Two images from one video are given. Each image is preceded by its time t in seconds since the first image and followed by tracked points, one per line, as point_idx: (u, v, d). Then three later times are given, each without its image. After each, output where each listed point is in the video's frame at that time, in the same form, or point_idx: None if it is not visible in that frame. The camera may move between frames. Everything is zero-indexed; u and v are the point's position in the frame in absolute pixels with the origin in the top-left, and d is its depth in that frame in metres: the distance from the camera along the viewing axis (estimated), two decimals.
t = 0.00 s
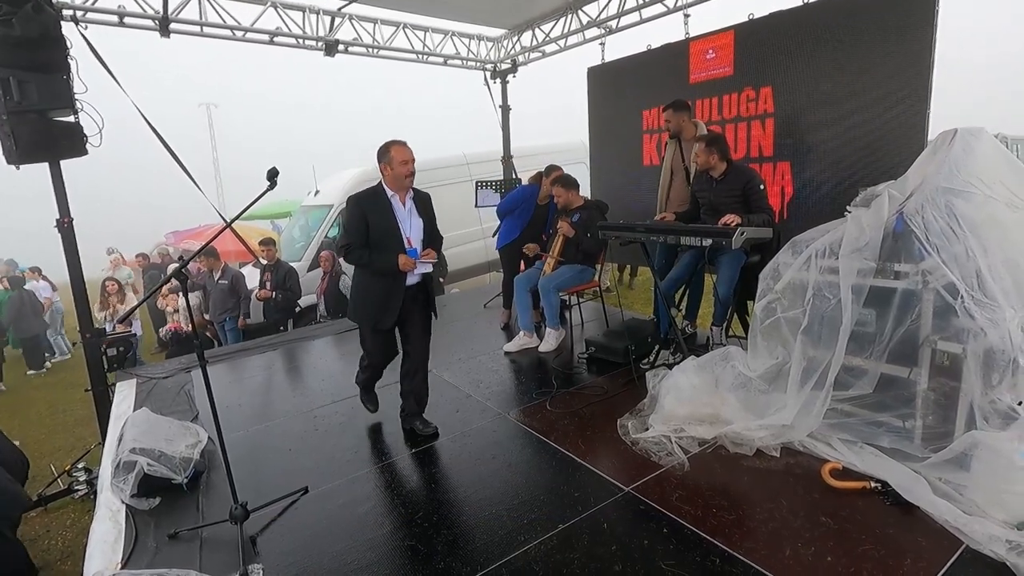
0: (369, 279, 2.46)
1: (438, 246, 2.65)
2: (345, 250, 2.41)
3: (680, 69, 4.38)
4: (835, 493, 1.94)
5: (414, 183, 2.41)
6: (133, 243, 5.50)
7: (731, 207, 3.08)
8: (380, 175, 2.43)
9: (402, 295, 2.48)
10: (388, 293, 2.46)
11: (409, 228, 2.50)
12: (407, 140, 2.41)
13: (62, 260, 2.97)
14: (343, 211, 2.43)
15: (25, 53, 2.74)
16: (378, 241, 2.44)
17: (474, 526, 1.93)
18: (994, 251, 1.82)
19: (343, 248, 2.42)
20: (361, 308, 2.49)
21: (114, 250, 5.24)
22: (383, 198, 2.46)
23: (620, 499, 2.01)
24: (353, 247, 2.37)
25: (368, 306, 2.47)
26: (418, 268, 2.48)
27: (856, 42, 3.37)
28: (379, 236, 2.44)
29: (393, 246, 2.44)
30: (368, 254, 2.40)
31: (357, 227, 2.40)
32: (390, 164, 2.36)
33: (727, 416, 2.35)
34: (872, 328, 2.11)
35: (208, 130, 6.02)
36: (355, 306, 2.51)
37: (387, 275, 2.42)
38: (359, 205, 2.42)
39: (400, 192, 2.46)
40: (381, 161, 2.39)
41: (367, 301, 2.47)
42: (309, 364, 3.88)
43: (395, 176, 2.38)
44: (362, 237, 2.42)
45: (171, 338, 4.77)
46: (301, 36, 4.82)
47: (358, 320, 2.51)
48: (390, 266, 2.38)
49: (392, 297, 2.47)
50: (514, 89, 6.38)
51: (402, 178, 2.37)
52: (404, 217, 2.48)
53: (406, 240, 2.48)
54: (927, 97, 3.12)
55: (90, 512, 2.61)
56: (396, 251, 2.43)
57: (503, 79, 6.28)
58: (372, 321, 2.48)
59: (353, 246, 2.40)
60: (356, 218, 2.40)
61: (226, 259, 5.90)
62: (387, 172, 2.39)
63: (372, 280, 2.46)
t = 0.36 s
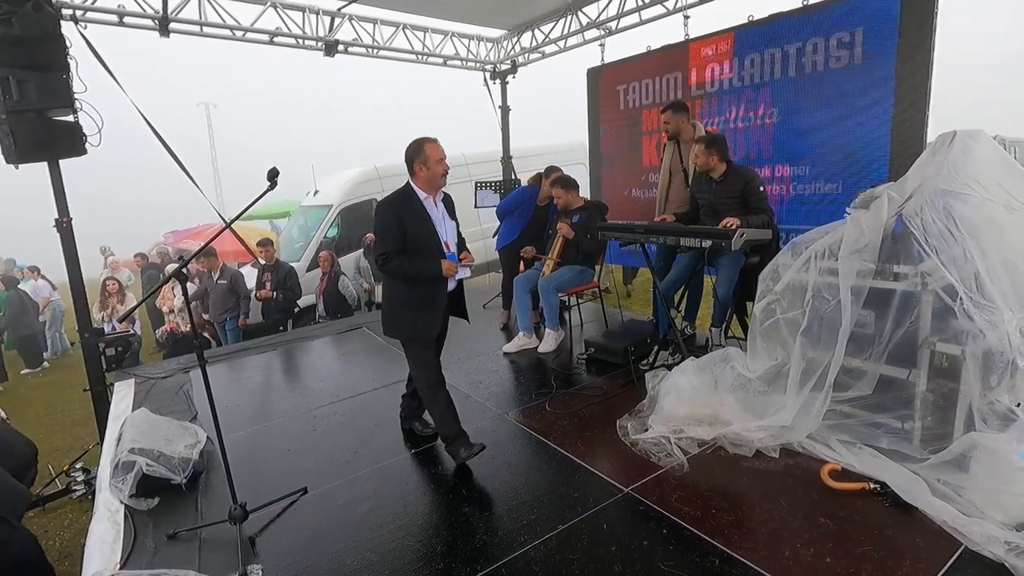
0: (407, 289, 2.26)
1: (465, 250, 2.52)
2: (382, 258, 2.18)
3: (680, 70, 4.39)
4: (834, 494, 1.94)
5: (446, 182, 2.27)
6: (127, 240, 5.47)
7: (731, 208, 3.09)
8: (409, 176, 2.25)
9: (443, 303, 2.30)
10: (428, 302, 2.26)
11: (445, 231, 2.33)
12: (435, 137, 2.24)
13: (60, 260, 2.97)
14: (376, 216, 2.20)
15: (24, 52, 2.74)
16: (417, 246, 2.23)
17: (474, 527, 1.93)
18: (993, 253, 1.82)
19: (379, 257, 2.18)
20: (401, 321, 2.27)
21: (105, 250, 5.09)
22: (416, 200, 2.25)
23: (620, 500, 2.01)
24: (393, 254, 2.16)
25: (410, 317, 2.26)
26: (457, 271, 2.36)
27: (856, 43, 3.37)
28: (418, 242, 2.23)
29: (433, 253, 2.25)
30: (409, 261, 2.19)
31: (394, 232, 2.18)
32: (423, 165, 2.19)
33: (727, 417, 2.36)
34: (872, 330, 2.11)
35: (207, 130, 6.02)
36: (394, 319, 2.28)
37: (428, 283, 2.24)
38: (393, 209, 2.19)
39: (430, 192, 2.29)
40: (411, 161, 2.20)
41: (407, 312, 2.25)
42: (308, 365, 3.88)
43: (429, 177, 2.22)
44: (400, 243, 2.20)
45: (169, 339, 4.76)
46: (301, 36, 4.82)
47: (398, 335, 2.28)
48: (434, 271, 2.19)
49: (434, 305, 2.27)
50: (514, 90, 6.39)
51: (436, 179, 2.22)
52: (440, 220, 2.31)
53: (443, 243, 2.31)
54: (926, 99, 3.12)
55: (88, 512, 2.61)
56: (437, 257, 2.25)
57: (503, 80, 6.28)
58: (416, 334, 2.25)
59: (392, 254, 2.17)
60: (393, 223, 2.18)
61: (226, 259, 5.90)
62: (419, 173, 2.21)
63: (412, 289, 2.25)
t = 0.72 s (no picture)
0: (457, 296, 2.09)
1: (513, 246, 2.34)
2: (435, 263, 1.99)
3: (687, 71, 4.38)
4: (842, 498, 1.93)
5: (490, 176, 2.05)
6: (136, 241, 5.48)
7: (738, 210, 3.07)
8: (449, 171, 2.05)
9: (497, 307, 2.15)
10: (482, 306, 2.11)
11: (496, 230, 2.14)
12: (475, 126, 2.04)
13: (69, 258, 2.98)
14: (423, 218, 2.00)
15: (35, 51, 2.76)
16: (470, 248, 2.05)
17: (479, 527, 1.93)
18: (1004, 256, 1.80)
19: (430, 262, 2.00)
20: (452, 331, 2.10)
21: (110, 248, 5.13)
22: (463, 197, 2.05)
23: (626, 502, 2.01)
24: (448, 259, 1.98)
25: (464, 327, 2.09)
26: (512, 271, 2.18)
27: (865, 45, 3.36)
28: (472, 244, 2.05)
29: (488, 255, 2.07)
30: (463, 264, 2.02)
31: (445, 235, 1.99)
32: (464, 157, 1.99)
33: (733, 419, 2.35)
34: (880, 333, 2.10)
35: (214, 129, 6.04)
36: (442, 330, 2.10)
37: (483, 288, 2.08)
38: (443, 210, 2.00)
39: (475, 187, 2.08)
40: (450, 154, 2.01)
41: (460, 321, 2.09)
42: (313, 364, 3.89)
43: (472, 170, 2.01)
44: (452, 246, 2.02)
45: (175, 336, 4.83)
46: (309, 36, 4.83)
47: (447, 348, 2.11)
48: (492, 273, 2.03)
49: (489, 310, 2.13)
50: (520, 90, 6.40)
51: (480, 172, 2.02)
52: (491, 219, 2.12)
53: (494, 242, 2.13)
54: (936, 101, 3.10)
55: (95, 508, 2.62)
56: (491, 259, 2.07)
57: (509, 80, 6.29)
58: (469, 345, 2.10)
59: (446, 259, 1.99)
60: (445, 224, 1.99)
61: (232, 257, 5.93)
62: (461, 167, 2.02)
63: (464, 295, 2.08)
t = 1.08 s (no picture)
0: (507, 302, 2.01)
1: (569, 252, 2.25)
2: (486, 266, 1.93)
3: (695, 74, 4.37)
4: (849, 504, 1.92)
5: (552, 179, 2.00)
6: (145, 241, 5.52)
7: (746, 214, 3.06)
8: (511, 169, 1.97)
9: (549, 317, 2.05)
10: (531, 316, 2.02)
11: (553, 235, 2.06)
12: (540, 123, 1.95)
13: (80, 255, 3.01)
14: (478, 218, 1.93)
15: (49, 51, 2.79)
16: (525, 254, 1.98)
17: (484, 528, 1.93)
18: (1015, 262, 1.79)
19: (481, 264, 1.93)
20: (495, 338, 2.03)
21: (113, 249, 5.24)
22: (520, 198, 1.97)
23: (631, 505, 2.01)
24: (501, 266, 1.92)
25: (509, 335, 2.01)
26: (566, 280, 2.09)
27: (875, 49, 3.34)
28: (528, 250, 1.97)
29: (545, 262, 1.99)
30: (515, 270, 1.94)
31: (501, 239, 1.93)
32: (528, 156, 1.91)
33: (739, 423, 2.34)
34: (888, 338, 2.09)
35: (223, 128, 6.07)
36: (486, 334, 2.05)
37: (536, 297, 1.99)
38: (498, 211, 1.93)
39: (535, 188, 2.01)
40: (514, 152, 1.92)
41: (506, 328, 2.01)
42: (319, 363, 3.90)
43: (534, 171, 1.94)
44: (507, 250, 1.95)
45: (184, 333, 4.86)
46: (318, 37, 4.86)
47: (488, 353, 2.05)
48: (545, 283, 1.93)
49: (538, 321, 2.03)
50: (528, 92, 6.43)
51: (542, 173, 1.94)
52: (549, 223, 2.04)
53: (551, 248, 2.03)
54: (946, 105, 3.08)
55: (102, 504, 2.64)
56: (547, 266, 1.99)
57: (517, 82, 6.31)
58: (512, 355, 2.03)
59: (499, 264, 1.93)
60: (498, 227, 1.92)
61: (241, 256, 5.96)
62: (523, 166, 1.93)
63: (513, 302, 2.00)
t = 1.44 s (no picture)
0: (581, 295, 1.89)
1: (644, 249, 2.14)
2: (563, 255, 1.83)
3: (696, 73, 4.37)
4: (849, 504, 1.92)
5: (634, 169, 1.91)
6: (144, 239, 5.53)
7: (748, 214, 3.06)
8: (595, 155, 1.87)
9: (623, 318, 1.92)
10: (604, 313, 1.88)
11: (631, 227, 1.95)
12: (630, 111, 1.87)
13: (81, 254, 3.01)
14: (559, 202, 1.86)
15: (50, 50, 2.79)
16: (604, 244, 1.87)
17: (485, 527, 1.93)
18: (1017, 262, 1.78)
19: (558, 253, 1.84)
20: (563, 333, 1.91)
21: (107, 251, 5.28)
22: (599, 186, 1.89)
23: (632, 504, 2.01)
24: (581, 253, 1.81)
25: (578, 332, 1.88)
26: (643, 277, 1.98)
27: (876, 48, 3.33)
28: (607, 239, 1.86)
29: (624, 253, 1.87)
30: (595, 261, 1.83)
31: (581, 225, 1.83)
32: (615, 144, 1.83)
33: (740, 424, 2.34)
34: (890, 338, 2.09)
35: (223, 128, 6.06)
36: (555, 329, 1.93)
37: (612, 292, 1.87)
38: (579, 197, 1.85)
39: (616, 176, 1.93)
40: (602, 137, 1.83)
41: (574, 325, 1.89)
42: (319, 363, 3.90)
43: (619, 159, 1.86)
44: (586, 238, 1.85)
45: (186, 333, 4.87)
46: (319, 36, 4.86)
47: (554, 349, 1.92)
48: (623, 278, 1.81)
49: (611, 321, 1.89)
50: (529, 92, 6.43)
51: (628, 162, 1.85)
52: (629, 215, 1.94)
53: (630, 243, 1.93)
54: (948, 105, 3.07)
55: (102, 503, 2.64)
56: (626, 259, 1.88)
57: (518, 82, 6.31)
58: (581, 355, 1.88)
59: (578, 250, 1.82)
60: (579, 214, 1.83)
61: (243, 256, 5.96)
62: (609, 154, 1.85)
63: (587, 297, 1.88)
